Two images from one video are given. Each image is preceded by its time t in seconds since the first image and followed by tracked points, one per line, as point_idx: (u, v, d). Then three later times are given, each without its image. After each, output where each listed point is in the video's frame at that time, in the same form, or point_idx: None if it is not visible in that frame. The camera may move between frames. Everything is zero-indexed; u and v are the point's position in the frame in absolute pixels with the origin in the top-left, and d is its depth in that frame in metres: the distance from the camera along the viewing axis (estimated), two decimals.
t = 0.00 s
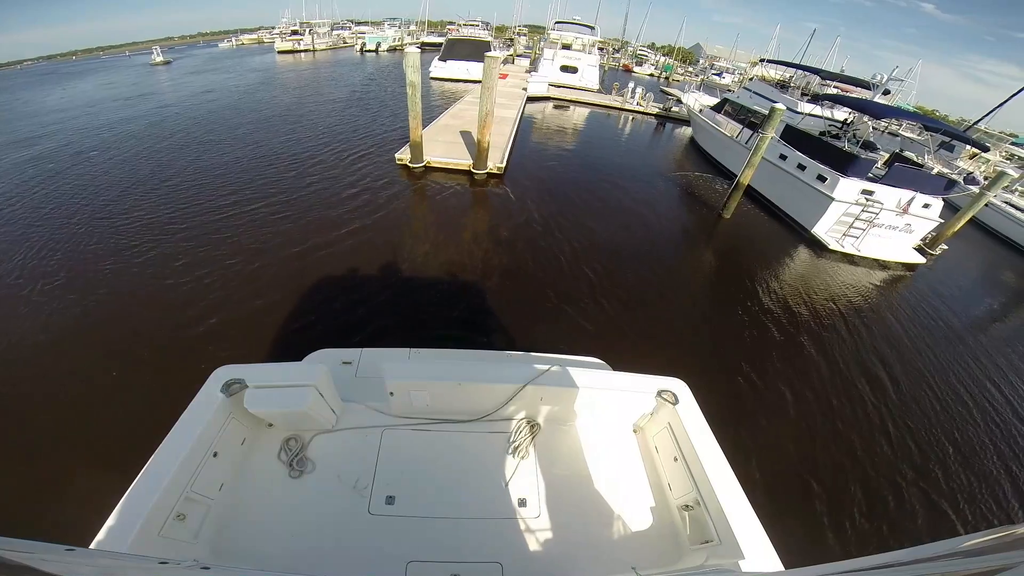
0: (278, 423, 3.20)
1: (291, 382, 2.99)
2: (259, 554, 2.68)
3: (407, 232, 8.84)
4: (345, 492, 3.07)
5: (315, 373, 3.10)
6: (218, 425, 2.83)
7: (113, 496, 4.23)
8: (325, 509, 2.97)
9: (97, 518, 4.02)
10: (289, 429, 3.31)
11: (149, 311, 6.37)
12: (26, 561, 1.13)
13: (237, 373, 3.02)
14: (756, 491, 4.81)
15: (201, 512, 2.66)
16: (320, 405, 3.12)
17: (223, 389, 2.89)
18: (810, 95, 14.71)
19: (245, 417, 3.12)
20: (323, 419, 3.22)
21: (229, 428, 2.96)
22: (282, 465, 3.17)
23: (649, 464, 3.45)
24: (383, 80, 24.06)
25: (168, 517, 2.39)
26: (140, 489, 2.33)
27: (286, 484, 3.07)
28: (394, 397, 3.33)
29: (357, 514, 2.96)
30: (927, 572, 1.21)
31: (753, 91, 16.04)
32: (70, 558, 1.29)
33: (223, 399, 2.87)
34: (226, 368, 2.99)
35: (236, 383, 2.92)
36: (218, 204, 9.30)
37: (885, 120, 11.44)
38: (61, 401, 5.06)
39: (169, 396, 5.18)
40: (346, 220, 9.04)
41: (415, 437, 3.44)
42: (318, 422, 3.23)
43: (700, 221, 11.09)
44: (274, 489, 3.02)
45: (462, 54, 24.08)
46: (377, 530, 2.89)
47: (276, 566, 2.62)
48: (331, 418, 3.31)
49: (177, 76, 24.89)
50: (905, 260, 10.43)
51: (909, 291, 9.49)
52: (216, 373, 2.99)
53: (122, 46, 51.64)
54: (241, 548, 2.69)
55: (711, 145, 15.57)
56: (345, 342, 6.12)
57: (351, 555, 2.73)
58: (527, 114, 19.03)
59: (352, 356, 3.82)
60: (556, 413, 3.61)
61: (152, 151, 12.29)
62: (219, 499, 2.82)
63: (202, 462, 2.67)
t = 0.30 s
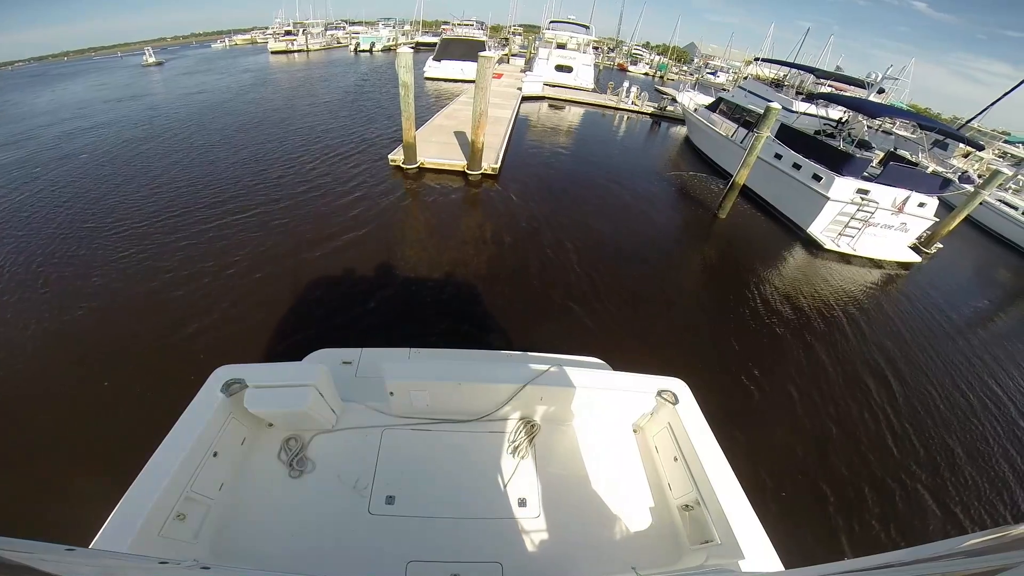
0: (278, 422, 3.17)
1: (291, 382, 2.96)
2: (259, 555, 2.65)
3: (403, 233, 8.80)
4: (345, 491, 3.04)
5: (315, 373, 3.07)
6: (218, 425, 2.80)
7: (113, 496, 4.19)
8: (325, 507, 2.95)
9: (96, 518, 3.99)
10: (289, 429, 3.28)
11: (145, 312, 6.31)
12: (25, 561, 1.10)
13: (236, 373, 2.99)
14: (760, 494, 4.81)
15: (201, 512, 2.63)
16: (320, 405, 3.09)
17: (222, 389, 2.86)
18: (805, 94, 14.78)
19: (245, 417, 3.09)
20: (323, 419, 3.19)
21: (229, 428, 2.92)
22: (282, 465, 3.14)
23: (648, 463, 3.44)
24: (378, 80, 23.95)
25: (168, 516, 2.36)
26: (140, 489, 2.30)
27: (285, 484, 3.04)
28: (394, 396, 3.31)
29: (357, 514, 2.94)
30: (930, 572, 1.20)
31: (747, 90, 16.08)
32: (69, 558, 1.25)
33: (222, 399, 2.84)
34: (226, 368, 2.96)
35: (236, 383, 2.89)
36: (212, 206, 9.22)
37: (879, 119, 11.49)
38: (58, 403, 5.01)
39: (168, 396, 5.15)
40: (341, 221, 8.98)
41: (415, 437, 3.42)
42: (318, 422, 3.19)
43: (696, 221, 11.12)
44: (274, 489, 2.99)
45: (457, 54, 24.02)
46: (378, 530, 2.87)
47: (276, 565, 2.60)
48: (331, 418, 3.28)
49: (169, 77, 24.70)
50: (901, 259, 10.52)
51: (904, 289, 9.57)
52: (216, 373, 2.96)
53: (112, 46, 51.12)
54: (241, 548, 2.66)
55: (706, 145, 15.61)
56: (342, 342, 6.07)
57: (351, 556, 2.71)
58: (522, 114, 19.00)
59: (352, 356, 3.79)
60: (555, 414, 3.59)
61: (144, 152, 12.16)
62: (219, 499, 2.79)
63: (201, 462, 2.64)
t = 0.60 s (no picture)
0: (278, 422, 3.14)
1: (291, 381, 2.93)
2: (258, 555, 2.62)
3: (400, 233, 8.76)
4: (345, 492, 3.02)
5: (314, 373, 3.04)
6: (218, 425, 2.77)
7: (112, 495, 4.15)
8: (326, 507, 2.93)
9: (96, 518, 3.96)
10: (289, 429, 3.25)
11: (141, 314, 6.25)
12: (24, 562, 1.07)
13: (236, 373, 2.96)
14: (763, 496, 4.80)
15: (201, 512, 2.60)
16: (320, 405, 3.07)
17: (222, 389, 2.83)
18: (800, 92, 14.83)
19: (245, 417, 3.06)
20: (323, 419, 3.16)
21: (229, 428, 2.90)
22: (282, 465, 3.11)
23: (648, 464, 3.43)
24: (373, 80, 23.86)
25: (168, 516, 2.34)
26: (139, 489, 2.27)
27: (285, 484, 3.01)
28: (394, 396, 3.29)
29: (358, 514, 2.91)
30: (928, 573, 1.19)
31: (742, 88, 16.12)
32: (69, 558, 1.23)
33: (222, 399, 2.82)
34: (226, 368, 2.93)
35: (236, 383, 2.86)
36: (205, 207, 9.14)
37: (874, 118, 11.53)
38: (56, 404, 4.96)
39: (167, 397, 5.10)
40: (337, 222, 8.93)
41: (415, 437, 3.40)
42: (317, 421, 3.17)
43: (692, 220, 11.14)
44: (274, 489, 2.96)
45: (452, 54, 23.96)
46: (378, 529, 2.84)
47: (276, 565, 2.58)
48: (331, 418, 3.26)
49: (161, 77, 24.51)
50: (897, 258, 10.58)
51: (900, 288, 9.63)
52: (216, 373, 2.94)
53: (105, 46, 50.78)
54: (241, 548, 2.63)
55: (701, 144, 15.64)
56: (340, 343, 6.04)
57: (352, 556, 2.69)
58: (518, 114, 18.98)
59: (351, 356, 3.77)
60: (555, 413, 3.58)
61: (136, 154, 12.06)
62: (219, 499, 2.76)
63: (201, 461, 2.61)
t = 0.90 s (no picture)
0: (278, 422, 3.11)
1: (291, 381, 2.91)
2: (258, 556, 2.60)
3: (396, 234, 8.72)
4: (345, 492, 2.99)
5: (314, 373, 3.02)
6: (218, 425, 2.75)
7: (112, 495, 4.12)
8: (325, 508, 2.90)
9: (96, 518, 3.92)
10: (289, 429, 3.22)
11: (136, 316, 6.19)
12: (24, 562, 1.05)
13: (236, 373, 2.94)
14: (767, 497, 4.80)
15: (201, 511, 2.58)
16: (320, 405, 3.04)
17: (222, 389, 2.81)
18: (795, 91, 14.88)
19: (245, 417, 3.03)
20: (323, 419, 3.13)
21: (230, 428, 2.87)
22: (281, 465, 3.08)
23: (648, 463, 3.42)
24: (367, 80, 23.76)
25: (168, 515, 2.31)
26: (139, 489, 2.25)
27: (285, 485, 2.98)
28: (394, 396, 3.27)
29: (357, 514, 2.89)
30: (924, 573, 1.19)
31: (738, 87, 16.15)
32: (69, 558, 1.20)
33: (222, 399, 2.79)
34: (226, 368, 2.90)
35: (236, 383, 2.83)
36: (199, 209, 9.06)
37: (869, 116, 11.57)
38: (53, 405, 4.91)
39: (166, 397, 5.06)
40: (333, 223, 8.87)
41: (415, 437, 3.37)
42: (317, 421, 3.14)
43: (689, 220, 11.16)
44: (273, 490, 2.93)
45: (447, 54, 23.89)
46: (378, 529, 2.82)
47: (276, 565, 2.56)
48: (331, 418, 3.23)
49: (153, 79, 24.33)
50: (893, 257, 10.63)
51: (896, 285, 9.70)
52: (216, 373, 2.91)
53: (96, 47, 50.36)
54: (241, 549, 2.61)
55: (697, 142, 15.66)
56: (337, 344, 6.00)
57: (352, 557, 2.67)
58: (514, 113, 18.95)
59: (352, 356, 3.75)
60: (554, 413, 3.56)
61: (128, 156, 11.95)
62: (219, 499, 2.74)
63: (201, 462, 2.58)
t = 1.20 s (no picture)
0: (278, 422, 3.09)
1: (292, 381, 2.89)
2: (257, 556, 2.57)
3: (392, 235, 8.68)
4: (345, 492, 2.97)
5: (315, 373, 2.99)
6: (218, 425, 2.72)
7: (112, 496, 4.08)
8: (325, 509, 2.87)
9: (95, 520, 3.88)
10: (289, 429, 3.20)
11: (132, 318, 6.14)
12: (23, 562, 1.03)
13: (235, 373, 2.91)
14: (769, 495, 4.82)
15: (201, 512, 2.55)
16: (320, 405, 3.01)
17: (222, 389, 2.78)
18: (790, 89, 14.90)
19: (245, 417, 3.00)
20: (323, 419, 3.11)
21: (230, 428, 2.84)
22: (281, 466, 3.05)
23: (647, 463, 3.41)
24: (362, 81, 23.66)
25: (168, 516, 2.29)
26: (139, 490, 2.23)
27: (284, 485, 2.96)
28: (394, 396, 3.25)
29: (358, 514, 2.86)
30: (926, 572, 1.19)
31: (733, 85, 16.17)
32: (68, 559, 1.18)
33: (222, 399, 2.76)
34: (225, 368, 2.88)
35: (235, 383, 2.81)
36: (193, 211, 8.99)
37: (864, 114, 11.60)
38: (49, 408, 4.86)
39: (164, 399, 5.03)
40: (328, 224, 8.82)
41: (415, 437, 3.35)
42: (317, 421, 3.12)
43: (686, 219, 11.18)
44: (273, 490, 2.90)
45: (441, 53, 23.81)
46: (379, 529, 2.80)
47: (275, 566, 2.54)
48: (331, 418, 3.21)
49: (146, 80, 24.17)
50: (890, 254, 10.69)
51: (892, 283, 9.75)
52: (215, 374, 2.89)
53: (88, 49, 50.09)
54: (240, 549, 2.58)
55: (693, 141, 15.68)
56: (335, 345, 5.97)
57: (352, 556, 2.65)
58: (509, 113, 18.91)
59: (351, 356, 3.73)
60: (554, 414, 3.55)
61: (121, 158, 11.86)
62: (219, 499, 2.71)
63: (202, 462, 2.56)
